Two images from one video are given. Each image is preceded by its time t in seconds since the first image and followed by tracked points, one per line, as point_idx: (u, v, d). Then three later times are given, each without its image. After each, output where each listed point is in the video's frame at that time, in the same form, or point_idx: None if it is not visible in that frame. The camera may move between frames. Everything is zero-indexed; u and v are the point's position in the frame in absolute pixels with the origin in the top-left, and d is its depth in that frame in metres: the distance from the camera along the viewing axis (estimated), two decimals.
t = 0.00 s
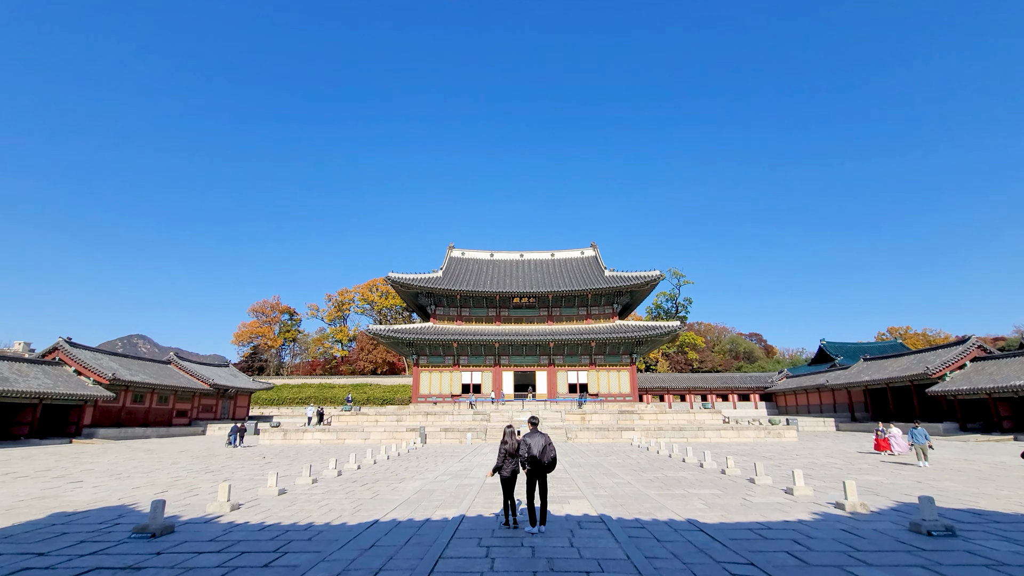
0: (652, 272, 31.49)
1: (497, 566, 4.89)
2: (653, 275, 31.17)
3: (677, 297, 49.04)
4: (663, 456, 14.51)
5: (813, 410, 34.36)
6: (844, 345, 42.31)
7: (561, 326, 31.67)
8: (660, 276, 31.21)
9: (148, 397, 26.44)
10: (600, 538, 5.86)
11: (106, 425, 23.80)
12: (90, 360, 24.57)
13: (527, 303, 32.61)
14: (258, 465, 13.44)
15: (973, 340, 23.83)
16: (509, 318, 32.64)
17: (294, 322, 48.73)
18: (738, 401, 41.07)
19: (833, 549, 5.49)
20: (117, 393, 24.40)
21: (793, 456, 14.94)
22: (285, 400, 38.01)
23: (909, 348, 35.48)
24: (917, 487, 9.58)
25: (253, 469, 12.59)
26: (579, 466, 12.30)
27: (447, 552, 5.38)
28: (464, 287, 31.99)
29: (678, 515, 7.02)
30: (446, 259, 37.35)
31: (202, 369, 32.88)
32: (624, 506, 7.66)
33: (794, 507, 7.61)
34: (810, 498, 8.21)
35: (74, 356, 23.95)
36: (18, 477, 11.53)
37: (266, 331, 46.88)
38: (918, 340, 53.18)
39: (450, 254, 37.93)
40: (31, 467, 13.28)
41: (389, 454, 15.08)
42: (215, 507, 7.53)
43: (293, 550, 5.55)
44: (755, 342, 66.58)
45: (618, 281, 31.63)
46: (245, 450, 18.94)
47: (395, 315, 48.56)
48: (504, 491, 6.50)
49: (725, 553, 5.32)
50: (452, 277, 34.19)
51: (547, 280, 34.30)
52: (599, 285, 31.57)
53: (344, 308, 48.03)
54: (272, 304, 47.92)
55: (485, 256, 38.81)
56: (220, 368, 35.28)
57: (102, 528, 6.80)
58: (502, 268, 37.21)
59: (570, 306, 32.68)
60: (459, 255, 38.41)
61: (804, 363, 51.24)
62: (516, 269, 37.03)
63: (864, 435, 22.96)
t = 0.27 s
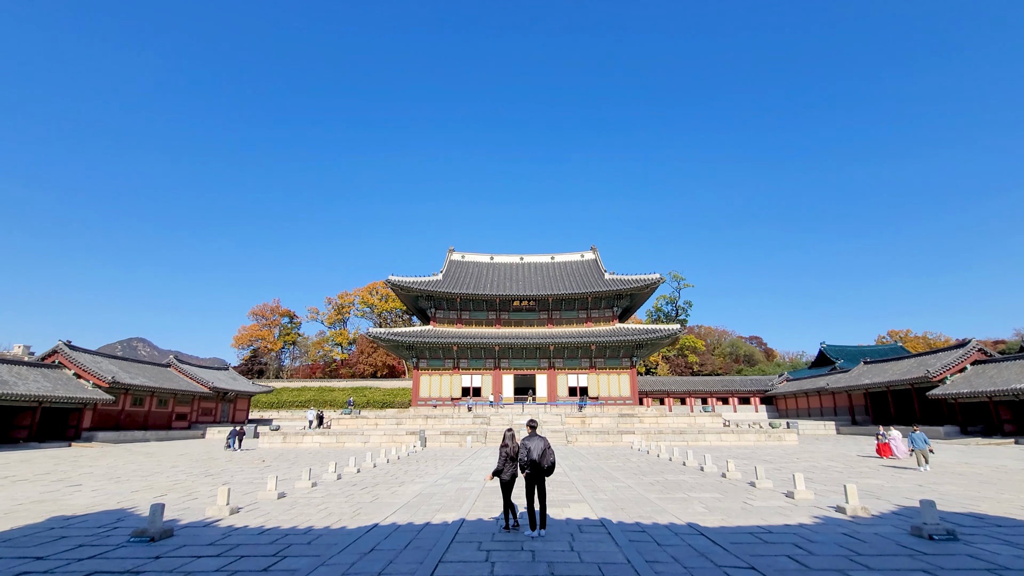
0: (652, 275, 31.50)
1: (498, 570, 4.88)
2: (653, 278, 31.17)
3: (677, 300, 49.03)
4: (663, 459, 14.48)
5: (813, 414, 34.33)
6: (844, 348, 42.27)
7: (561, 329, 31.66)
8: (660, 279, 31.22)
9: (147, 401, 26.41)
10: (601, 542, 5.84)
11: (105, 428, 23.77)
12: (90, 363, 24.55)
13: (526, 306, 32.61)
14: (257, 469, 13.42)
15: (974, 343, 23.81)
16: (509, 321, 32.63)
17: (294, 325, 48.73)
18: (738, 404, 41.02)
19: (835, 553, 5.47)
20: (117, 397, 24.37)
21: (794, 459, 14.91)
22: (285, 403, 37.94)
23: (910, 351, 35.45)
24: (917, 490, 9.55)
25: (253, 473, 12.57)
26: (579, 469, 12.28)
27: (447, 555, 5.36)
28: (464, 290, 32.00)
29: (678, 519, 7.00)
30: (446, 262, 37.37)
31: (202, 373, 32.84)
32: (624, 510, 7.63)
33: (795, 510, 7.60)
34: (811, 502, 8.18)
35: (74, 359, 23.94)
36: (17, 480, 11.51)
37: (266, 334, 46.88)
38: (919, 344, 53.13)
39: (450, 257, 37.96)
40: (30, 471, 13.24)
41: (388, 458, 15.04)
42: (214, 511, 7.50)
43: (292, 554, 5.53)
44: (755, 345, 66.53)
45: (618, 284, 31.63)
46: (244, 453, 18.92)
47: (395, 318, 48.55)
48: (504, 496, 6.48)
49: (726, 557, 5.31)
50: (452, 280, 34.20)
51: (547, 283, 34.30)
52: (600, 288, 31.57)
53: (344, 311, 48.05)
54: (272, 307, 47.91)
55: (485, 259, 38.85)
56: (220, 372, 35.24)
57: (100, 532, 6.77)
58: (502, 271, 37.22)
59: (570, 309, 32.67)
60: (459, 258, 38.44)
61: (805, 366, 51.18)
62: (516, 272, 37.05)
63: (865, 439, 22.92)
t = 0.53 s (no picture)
0: (652, 278, 31.50)
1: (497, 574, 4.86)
2: (653, 281, 31.17)
3: (677, 303, 49.01)
4: (663, 463, 14.46)
5: (813, 417, 34.29)
6: (844, 352, 42.25)
7: (561, 332, 31.64)
8: (660, 282, 31.22)
9: (146, 404, 26.36)
10: (601, 546, 5.82)
11: (104, 431, 23.73)
12: (89, 366, 24.53)
13: (526, 309, 32.59)
14: (256, 472, 13.38)
15: (974, 346, 23.79)
16: (509, 324, 32.61)
17: (294, 328, 48.70)
18: (738, 407, 40.96)
19: (836, 557, 5.46)
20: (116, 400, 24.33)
21: (794, 463, 14.88)
22: (284, 407, 37.86)
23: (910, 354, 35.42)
24: (918, 494, 9.54)
25: (252, 476, 12.54)
26: (579, 473, 12.25)
27: (447, 560, 5.34)
28: (463, 293, 31.99)
29: (679, 523, 6.98)
30: (446, 266, 37.36)
31: (202, 376, 32.79)
32: (625, 513, 7.61)
33: (795, 514, 7.58)
34: (812, 506, 8.17)
35: (73, 363, 23.91)
36: (16, 484, 11.48)
37: (266, 337, 46.86)
38: (919, 347, 53.10)
39: (450, 260, 37.96)
40: (29, 475, 13.21)
41: (388, 461, 15.00)
42: (213, 515, 7.47)
43: (291, 558, 5.51)
44: (755, 349, 66.50)
45: (618, 287, 31.62)
46: (244, 457, 18.88)
47: (395, 321, 48.52)
48: (504, 500, 6.47)
49: (726, 561, 5.29)
50: (452, 283, 34.20)
51: (546, 287, 34.29)
52: (599, 291, 31.55)
53: (344, 314, 48.04)
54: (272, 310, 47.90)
55: (485, 262, 38.85)
56: (220, 375, 35.19)
57: (99, 536, 6.74)
58: (502, 274, 37.23)
59: (570, 312, 32.65)
60: (459, 261, 38.44)
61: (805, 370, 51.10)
62: (516, 275, 37.05)
63: (866, 442, 22.89)
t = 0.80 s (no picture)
0: (652, 282, 31.51)
1: None
2: (652, 285, 31.19)
3: (677, 307, 49.00)
4: (663, 468, 14.41)
5: (813, 422, 34.23)
6: (844, 356, 42.22)
7: (561, 337, 31.62)
8: (660, 286, 31.23)
9: (146, 409, 26.30)
10: (601, 552, 5.81)
11: (103, 436, 23.67)
12: (88, 371, 24.49)
13: (526, 313, 32.57)
14: (255, 478, 13.33)
15: (974, 350, 23.77)
16: (509, 328, 32.59)
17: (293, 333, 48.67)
18: (738, 412, 40.89)
19: (837, 562, 5.44)
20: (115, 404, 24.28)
21: (795, 468, 14.84)
22: (284, 412, 37.78)
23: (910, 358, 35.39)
24: (919, 499, 9.51)
25: (251, 482, 12.50)
26: (579, 478, 12.21)
27: (446, 565, 5.32)
28: (463, 297, 31.98)
29: (680, 528, 6.95)
30: (446, 270, 37.37)
31: (201, 380, 32.73)
32: (625, 519, 7.59)
33: (796, 520, 7.55)
34: (812, 511, 8.14)
35: (72, 367, 23.87)
36: (14, 489, 11.44)
37: (265, 341, 46.81)
38: (919, 351, 53.08)
39: (450, 265, 37.99)
40: (27, 480, 13.17)
41: (387, 467, 14.95)
42: (212, 521, 7.44)
43: (290, 563, 5.49)
44: (755, 353, 66.47)
45: (618, 292, 31.63)
46: (243, 462, 18.83)
47: (395, 325, 48.50)
48: (504, 505, 6.45)
49: (726, 567, 5.28)
50: (452, 287, 34.22)
51: (546, 291, 34.30)
52: (599, 296, 31.55)
53: (344, 318, 48.01)
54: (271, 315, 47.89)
55: (485, 267, 38.88)
56: (219, 379, 35.12)
57: (97, 541, 6.72)
58: (502, 279, 37.25)
59: (570, 317, 32.63)
60: (459, 265, 38.46)
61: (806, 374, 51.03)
62: (516, 279, 37.06)
63: (866, 447, 22.84)
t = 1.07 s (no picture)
0: (652, 288, 31.52)
1: None
2: (652, 292, 31.19)
3: (677, 313, 48.98)
4: (664, 475, 14.35)
5: (814, 428, 34.11)
6: (845, 362, 42.15)
7: (561, 343, 31.59)
8: (660, 293, 31.23)
9: (144, 415, 26.21)
10: (602, 560, 5.77)
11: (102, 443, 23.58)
12: (87, 377, 24.44)
13: (526, 320, 32.54)
14: (254, 485, 13.26)
15: (975, 357, 23.73)
16: (509, 335, 32.56)
17: (293, 339, 48.61)
18: (739, 418, 40.76)
19: (839, 570, 5.41)
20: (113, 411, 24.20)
21: (796, 475, 14.78)
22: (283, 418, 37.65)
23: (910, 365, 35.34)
24: (921, 506, 9.46)
25: (250, 489, 12.44)
26: (579, 485, 12.15)
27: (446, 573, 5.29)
28: (463, 304, 31.98)
29: (680, 536, 6.91)
30: (445, 276, 37.39)
31: (200, 387, 32.65)
32: (625, 526, 7.54)
33: (798, 527, 7.51)
34: (814, 519, 8.09)
35: (71, 373, 23.82)
36: (12, 496, 11.38)
37: (265, 347, 46.74)
38: (919, 358, 53.02)
39: (450, 271, 38.03)
40: (25, 487, 13.11)
41: (386, 474, 14.89)
42: (210, 528, 7.39)
43: (289, 571, 5.46)
44: (756, 360, 66.39)
45: (618, 298, 31.62)
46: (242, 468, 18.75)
47: (395, 331, 48.45)
48: (503, 513, 6.41)
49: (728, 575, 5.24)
50: (452, 293, 34.23)
51: (546, 297, 34.30)
52: (599, 302, 31.55)
53: (344, 324, 47.96)
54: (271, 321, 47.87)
55: (485, 273, 38.91)
56: (218, 386, 35.03)
57: (94, 549, 6.67)
58: (502, 285, 37.28)
59: (570, 323, 32.61)
60: (459, 271, 38.49)
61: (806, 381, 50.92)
62: (516, 286, 37.08)
63: (868, 454, 22.75)
